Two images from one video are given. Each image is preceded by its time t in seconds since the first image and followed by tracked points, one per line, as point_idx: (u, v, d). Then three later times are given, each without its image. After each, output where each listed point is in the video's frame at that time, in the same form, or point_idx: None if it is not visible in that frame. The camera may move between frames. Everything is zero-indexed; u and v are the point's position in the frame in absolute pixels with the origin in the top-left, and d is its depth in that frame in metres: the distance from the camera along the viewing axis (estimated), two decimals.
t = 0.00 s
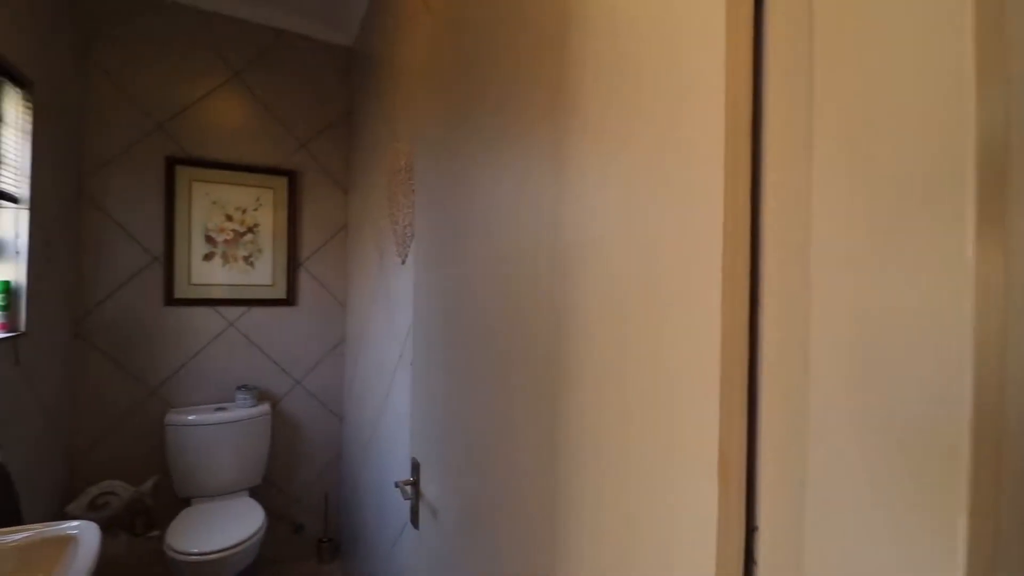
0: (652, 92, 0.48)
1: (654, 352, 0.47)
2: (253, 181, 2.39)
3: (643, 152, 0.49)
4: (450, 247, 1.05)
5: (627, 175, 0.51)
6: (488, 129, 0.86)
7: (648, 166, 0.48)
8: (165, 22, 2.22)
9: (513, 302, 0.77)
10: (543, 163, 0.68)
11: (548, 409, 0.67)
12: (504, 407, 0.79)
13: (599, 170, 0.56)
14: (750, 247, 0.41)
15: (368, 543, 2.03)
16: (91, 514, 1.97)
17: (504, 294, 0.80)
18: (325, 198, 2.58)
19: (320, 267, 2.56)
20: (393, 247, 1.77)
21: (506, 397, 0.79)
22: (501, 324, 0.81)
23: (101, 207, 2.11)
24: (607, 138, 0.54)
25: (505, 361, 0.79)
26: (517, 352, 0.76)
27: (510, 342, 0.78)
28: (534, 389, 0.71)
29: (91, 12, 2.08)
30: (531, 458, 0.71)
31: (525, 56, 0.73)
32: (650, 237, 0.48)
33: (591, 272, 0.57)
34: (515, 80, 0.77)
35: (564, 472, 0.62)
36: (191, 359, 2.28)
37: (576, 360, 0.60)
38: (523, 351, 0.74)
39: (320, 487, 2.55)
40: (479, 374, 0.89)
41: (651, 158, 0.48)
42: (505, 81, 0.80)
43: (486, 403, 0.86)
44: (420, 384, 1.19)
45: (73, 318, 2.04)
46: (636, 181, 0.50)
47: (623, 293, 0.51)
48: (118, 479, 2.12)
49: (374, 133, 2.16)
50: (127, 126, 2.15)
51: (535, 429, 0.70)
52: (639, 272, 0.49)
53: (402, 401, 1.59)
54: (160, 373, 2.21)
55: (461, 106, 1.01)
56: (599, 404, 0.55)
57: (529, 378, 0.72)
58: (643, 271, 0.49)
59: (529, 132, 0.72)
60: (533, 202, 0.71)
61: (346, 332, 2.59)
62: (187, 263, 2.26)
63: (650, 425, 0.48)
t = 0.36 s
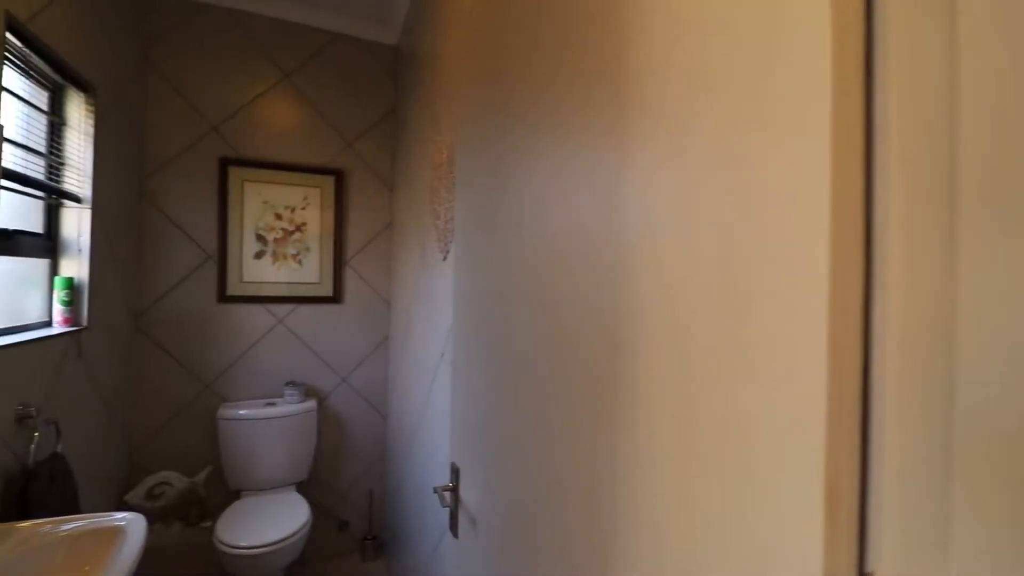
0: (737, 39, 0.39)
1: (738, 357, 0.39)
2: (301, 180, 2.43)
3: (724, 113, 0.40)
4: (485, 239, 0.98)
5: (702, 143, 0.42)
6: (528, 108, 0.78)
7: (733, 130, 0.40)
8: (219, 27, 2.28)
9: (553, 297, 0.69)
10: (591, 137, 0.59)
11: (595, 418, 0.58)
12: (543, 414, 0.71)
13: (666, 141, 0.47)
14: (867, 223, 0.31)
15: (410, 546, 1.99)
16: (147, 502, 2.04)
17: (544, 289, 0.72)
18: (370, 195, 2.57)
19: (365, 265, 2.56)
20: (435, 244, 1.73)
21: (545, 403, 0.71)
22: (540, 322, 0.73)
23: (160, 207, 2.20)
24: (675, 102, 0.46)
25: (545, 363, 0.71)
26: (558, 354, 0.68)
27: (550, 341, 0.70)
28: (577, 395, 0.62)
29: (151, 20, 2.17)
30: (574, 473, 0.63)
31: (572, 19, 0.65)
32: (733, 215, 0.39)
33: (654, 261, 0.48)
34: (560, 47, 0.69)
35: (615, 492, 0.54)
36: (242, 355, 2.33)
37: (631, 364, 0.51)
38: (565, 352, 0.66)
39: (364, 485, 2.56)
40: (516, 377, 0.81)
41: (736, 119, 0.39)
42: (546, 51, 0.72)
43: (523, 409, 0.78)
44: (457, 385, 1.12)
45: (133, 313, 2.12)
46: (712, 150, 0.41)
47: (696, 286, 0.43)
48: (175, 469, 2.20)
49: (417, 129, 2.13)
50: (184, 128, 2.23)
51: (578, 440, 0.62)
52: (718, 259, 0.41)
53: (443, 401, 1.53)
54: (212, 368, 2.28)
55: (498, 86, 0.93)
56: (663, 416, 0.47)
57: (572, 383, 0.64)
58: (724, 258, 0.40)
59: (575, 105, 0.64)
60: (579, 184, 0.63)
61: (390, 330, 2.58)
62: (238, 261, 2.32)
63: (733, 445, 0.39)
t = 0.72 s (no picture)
0: None
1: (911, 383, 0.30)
2: (349, 183, 2.44)
3: (877, 71, 0.32)
4: (534, 238, 0.90)
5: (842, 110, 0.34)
6: (580, 91, 0.71)
7: (895, 88, 0.31)
8: (271, 34, 2.34)
9: (626, 302, 0.61)
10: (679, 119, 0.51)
11: (683, 443, 0.50)
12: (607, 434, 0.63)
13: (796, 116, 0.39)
14: None
15: (454, 554, 1.94)
16: (203, 498, 2.09)
17: (611, 290, 0.64)
18: (417, 197, 2.56)
19: (411, 267, 2.55)
20: (478, 245, 1.67)
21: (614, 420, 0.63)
22: (608, 328, 0.65)
23: (216, 211, 2.27)
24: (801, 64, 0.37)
25: (613, 374, 0.63)
26: (631, 365, 0.60)
27: (620, 351, 0.62)
28: (657, 417, 0.54)
29: (208, 31, 2.24)
30: (649, 505, 0.55)
31: None
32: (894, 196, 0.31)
33: (771, 259, 0.40)
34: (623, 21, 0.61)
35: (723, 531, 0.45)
36: (293, 356, 2.37)
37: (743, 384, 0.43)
38: (641, 365, 0.58)
39: (410, 489, 2.54)
40: (574, 389, 0.74)
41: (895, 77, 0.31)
42: (606, 27, 0.64)
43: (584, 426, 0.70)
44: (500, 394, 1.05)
45: (191, 314, 2.20)
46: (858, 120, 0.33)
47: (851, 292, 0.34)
48: (229, 466, 2.26)
49: (461, 128, 2.08)
50: (239, 135, 2.29)
51: (660, 465, 0.54)
52: (873, 258, 0.32)
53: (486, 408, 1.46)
54: (266, 368, 2.33)
55: (543, 71, 0.85)
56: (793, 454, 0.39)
57: (649, 399, 0.56)
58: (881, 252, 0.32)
59: (647, 82, 0.56)
60: (658, 172, 0.55)
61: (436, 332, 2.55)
62: (289, 263, 2.36)
63: (894, 501, 0.30)
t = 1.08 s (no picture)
0: None
1: None
2: (400, 184, 2.46)
3: None
4: (578, 237, 0.83)
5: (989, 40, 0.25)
6: (628, 72, 0.64)
7: None
8: (324, 41, 2.39)
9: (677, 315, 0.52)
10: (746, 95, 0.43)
11: (753, 487, 0.41)
12: (657, 463, 0.55)
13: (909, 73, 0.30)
14: None
15: (501, 562, 1.89)
16: (261, 492, 2.15)
17: (659, 299, 0.56)
18: (466, 197, 2.54)
19: (460, 267, 2.53)
20: (527, 244, 1.61)
21: (664, 449, 0.54)
22: (655, 343, 0.57)
23: (273, 215, 2.34)
24: None
25: (663, 397, 0.55)
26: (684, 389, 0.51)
27: (670, 370, 0.53)
28: (719, 453, 0.45)
29: (266, 41, 2.33)
30: (712, 548, 0.46)
31: None
32: None
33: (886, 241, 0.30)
34: None
35: None
36: (344, 356, 2.41)
37: (832, 424, 0.34)
38: (696, 391, 0.49)
39: (459, 491, 2.52)
40: (619, 408, 0.65)
41: None
42: None
43: (630, 450, 0.62)
44: (547, 402, 0.98)
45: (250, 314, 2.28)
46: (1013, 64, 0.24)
47: (996, 309, 0.25)
48: (285, 462, 2.33)
49: (510, 126, 2.04)
50: (295, 140, 2.36)
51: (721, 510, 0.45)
52: None
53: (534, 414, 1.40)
54: (318, 367, 2.38)
55: (592, 52, 0.78)
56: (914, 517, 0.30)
57: (708, 432, 0.47)
58: None
59: (704, 52, 0.48)
60: (719, 160, 0.46)
61: (484, 334, 2.52)
62: (341, 264, 2.40)
63: None
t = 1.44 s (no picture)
0: None
1: None
2: (454, 187, 2.48)
3: None
4: (627, 234, 0.78)
5: None
6: (677, 56, 0.59)
7: None
8: (381, 49, 2.46)
9: (733, 317, 0.47)
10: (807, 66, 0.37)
11: (818, 515, 0.36)
12: (707, 476, 0.50)
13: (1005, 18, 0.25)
14: None
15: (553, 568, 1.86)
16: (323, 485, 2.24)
17: (712, 300, 0.50)
18: (519, 198, 2.53)
19: (513, 269, 2.53)
20: (578, 244, 1.57)
21: (716, 465, 0.49)
22: (708, 348, 0.51)
23: (334, 218, 2.44)
24: None
25: (716, 408, 0.50)
26: (739, 400, 0.46)
27: (724, 378, 0.48)
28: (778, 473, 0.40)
29: (328, 52, 2.43)
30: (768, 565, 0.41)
31: None
32: None
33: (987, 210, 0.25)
34: None
35: None
36: (400, 355, 2.47)
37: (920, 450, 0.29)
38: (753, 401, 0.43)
39: (512, 493, 2.51)
40: (669, 417, 0.60)
41: None
42: None
43: (679, 464, 0.57)
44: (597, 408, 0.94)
45: (314, 314, 2.38)
46: None
47: None
48: (345, 456, 2.41)
49: (562, 124, 2.00)
50: (354, 146, 2.44)
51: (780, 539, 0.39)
52: None
53: (584, 419, 1.35)
54: (375, 366, 2.45)
55: (640, 39, 0.74)
56: None
57: (766, 449, 0.42)
58: None
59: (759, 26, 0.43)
60: (773, 140, 0.41)
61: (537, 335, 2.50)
62: (398, 266, 2.46)
63: None
